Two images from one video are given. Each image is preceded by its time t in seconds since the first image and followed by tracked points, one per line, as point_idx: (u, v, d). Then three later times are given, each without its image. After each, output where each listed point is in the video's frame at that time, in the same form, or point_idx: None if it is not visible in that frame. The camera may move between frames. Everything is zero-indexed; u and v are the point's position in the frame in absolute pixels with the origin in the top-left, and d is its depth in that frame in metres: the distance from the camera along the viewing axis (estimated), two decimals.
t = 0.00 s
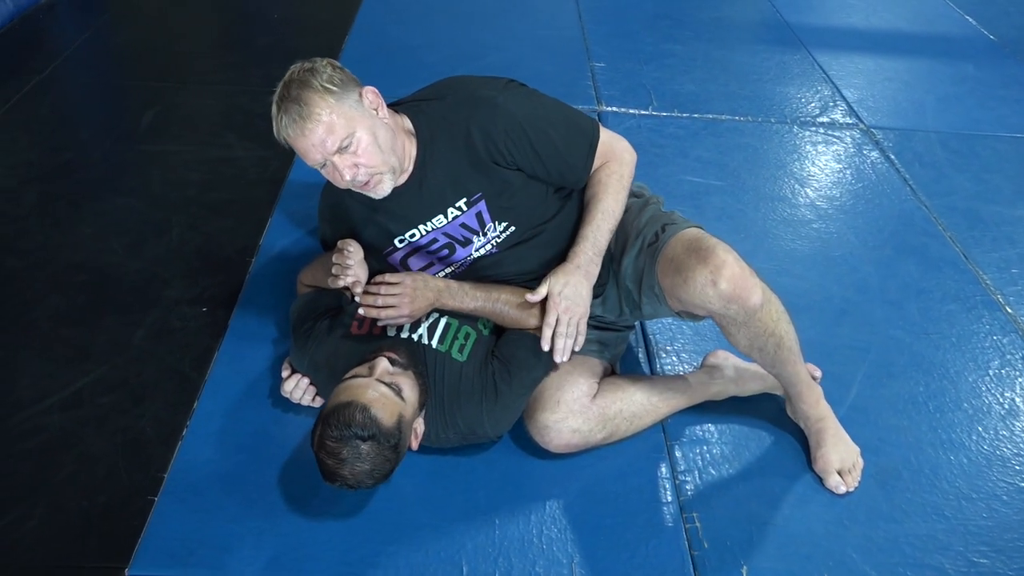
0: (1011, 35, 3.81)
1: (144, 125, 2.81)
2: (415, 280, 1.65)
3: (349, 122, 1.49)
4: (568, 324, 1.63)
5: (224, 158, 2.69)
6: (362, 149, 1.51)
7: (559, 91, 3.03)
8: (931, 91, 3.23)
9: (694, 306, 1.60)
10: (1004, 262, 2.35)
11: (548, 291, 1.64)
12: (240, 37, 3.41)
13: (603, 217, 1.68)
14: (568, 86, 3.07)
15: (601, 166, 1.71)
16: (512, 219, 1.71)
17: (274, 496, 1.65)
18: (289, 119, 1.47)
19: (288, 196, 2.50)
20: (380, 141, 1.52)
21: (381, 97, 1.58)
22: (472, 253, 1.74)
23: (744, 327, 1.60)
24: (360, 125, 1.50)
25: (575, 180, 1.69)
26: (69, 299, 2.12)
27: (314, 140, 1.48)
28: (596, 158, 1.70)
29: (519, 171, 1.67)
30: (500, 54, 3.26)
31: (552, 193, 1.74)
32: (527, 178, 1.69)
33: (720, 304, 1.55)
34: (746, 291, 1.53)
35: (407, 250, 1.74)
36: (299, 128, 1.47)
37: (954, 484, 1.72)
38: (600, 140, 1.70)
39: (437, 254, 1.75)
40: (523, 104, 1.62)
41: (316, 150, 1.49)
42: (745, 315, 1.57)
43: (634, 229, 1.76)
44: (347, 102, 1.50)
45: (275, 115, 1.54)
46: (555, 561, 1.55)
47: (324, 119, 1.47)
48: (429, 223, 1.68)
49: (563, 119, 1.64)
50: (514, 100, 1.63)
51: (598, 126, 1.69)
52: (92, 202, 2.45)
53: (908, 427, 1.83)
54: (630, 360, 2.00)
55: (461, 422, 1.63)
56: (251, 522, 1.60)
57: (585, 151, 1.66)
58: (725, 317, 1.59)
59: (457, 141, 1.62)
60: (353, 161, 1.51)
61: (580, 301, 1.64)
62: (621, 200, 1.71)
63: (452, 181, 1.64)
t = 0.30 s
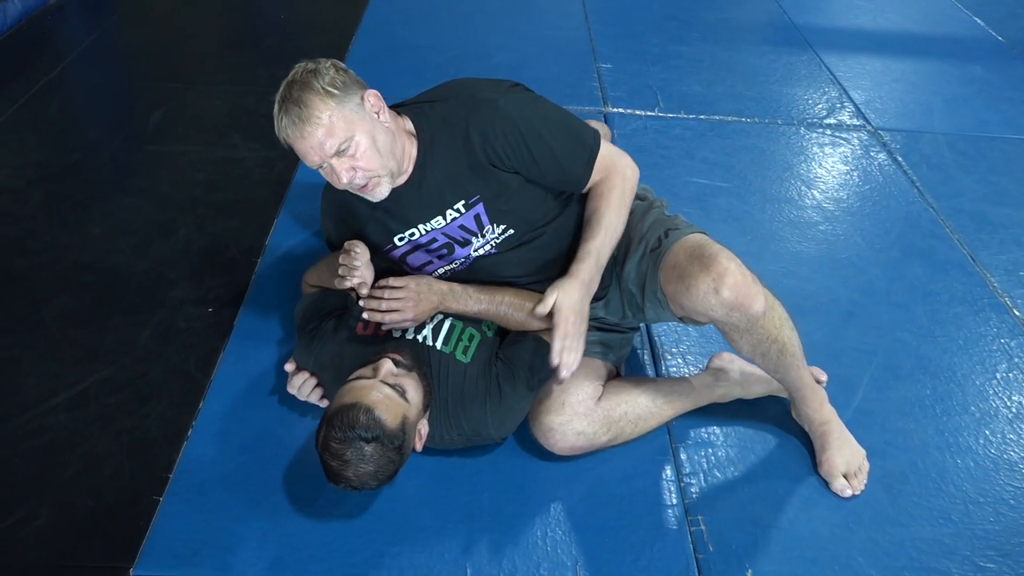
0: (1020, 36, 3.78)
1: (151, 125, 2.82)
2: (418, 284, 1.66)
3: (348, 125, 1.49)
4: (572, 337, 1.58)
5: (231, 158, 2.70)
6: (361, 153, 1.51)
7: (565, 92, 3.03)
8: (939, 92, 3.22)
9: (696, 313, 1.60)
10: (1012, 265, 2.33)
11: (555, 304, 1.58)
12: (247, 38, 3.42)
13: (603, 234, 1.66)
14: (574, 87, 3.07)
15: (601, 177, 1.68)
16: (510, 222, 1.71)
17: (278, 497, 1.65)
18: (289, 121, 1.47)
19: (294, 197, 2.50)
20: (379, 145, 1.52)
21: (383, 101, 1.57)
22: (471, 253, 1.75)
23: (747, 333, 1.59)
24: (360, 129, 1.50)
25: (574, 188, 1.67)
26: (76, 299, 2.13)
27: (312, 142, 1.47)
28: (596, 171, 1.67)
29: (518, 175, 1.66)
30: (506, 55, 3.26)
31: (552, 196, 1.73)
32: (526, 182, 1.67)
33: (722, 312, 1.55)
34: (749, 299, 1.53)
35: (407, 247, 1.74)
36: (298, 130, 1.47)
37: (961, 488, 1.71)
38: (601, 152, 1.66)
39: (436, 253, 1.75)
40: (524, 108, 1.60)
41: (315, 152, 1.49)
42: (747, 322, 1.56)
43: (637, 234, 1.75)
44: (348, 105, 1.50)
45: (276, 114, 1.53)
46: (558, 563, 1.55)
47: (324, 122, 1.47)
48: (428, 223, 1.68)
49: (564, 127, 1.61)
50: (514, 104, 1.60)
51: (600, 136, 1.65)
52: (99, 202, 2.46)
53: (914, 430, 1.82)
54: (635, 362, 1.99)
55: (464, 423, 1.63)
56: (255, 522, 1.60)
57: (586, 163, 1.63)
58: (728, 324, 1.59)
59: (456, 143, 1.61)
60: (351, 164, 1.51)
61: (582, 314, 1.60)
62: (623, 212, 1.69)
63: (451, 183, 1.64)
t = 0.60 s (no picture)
0: None
1: (158, 127, 2.83)
2: (423, 288, 1.67)
3: (350, 132, 1.49)
4: (558, 352, 1.62)
5: (237, 159, 2.71)
6: (361, 160, 1.51)
7: (571, 92, 3.02)
8: (947, 91, 3.20)
9: (700, 318, 1.60)
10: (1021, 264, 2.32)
11: (542, 316, 1.62)
12: (253, 39, 3.43)
13: (605, 249, 1.68)
14: (580, 87, 3.06)
15: (605, 189, 1.69)
16: (514, 228, 1.71)
17: (286, 497, 1.66)
18: (291, 124, 1.48)
19: (300, 198, 2.51)
20: (380, 153, 1.52)
21: (389, 107, 1.56)
22: (476, 256, 1.75)
23: (752, 338, 1.60)
24: (362, 137, 1.50)
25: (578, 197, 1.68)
26: (83, 300, 2.13)
27: (313, 147, 1.48)
28: (601, 181, 1.67)
29: (521, 183, 1.66)
30: (512, 55, 3.26)
31: (556, 202, 1.73)
32: (529, 190, 1.68)
33: (726, 318, 1.56)
34: (752, 305, 1.54)
35: (412, 250, 1.75)
36: (300, 134, 1.48)
37: (970, 488, 1.70)
38: (607, 162, 1.67)
39: (441, 257, 1.75)
40: (529, 115, 1.61)
41: (315, 157, 1.50)
42: (751, 327, 1.57)
43: (642, 238, 1.75)
44: (351, 111, 1.49)
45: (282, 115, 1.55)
46: (566, 564, 1.55)
47: (326, 127, 1.47)
48: (432, 228, 1.68)
49: (569, 138, 1.62)
50: (519, 113, 1.61)
51: (604, 146, 1.66)
52: (106, 204, 2.47)
53: (923, 430, 1.81)
54: (641, 362, 1.99)
55: (471, 424, 1.64)
56: (263, 522, 1.61)
57: (590, 174, 1.64)
58: (733, 329, 1.59)
59: (460, 150, 1.61)
60: (351, 171, 1.52)
61: (572, 330, 1.64)
62: (627, 221, 1.70)
63: (455, 190, 1.64)
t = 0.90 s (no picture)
0: None
1: (161, 126, 2.84)
2: (427, 288, 1.67)
3: (357, 121, 1.50)
4: (563, 350, 1.62)
5: (240, 159, 2.71)
6: (367, 149, 1.52)
7: (573, 92, 3.03)
8: (949, 91, 3.20)
9: (708, 313, 1.60)
10: None
11: (546, 315, 1.63)
12: (255, 39, 3.43)
13: (611, 246, 1.67)
14: (582, 87, 3.07)
15: (611, 187, 1.69)
16: (518, 224, 1.71)
17: (289, 497, 1.66)
18: (298, 111, 1.49)
19: (302, 198, 2.51)
20: (386, 143, 1.53)
21: (396, 101, 1.58)
22: (479, 255, 1.75)
23: (759, 333, 1.60)
24: (369, 127, 1.51)
25: (584, 194, 1.68)
26: (86, 300, 2.14)
27: (319, 134, 1.49)
28: (606, 178, 1.68)
29: (526, 179, 1.66)
30: (514, 56, 3.26)
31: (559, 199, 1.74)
32: (534, 186, 1.68)
33: (734, 313, 1.56)
34: (761, 299, 1.54)
35: (415, 248, 1.74)
36: (306, 121, 1.49)
37: (972, 489, 1.70)
38: (612, 159, 1.67)
39: (444, 255, 1.75)
40: (534, 111, 1.61)
41: (320, 145, 1.51)
42: (759, 322, 1.57)
43: (647, 234, 1.75)
44: (358, 101, 1.51)
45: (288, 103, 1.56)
46: (568, 564, 1.55)
47: (333, 115, 1.48)
48: (436, 225, 1.68)
49: (575, 134, 1.62)
50: (525, 110, 1.61)
51: (609, 142, 1.67)
52: (108, 203, 2.47)
53: (926, 431, 1.81)
54: (643, 363, 1.99)
55: (474, 424, 1.63)
56: (265, 522, 1.61)
57: (596, 171, 1.64)
58: (740, 324, 1.59)
59: (465, 147, 1.62)
60: (356, 160, 1.52)
61: (577, 328, 1.64)
62: (632, 217, 1.70)
63: (459, 185, 1.64)
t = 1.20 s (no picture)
0: None
1: (164, 125, 2.84)
2: (429, 289, 1.66)
3: (347, 123, 1.50)
4: (565, 342, 1.61)
5: (243, 158, 2.71)
6: (358, 151, 1.52)
7: (577, 92, 3.02)
8: (954, 93, 3.19)
9: (723, 315, 1.62)
10: None
11: (547, 309, 1.63)
12: (259, 38, 3.43)
13: (612, 238, 1.67)
14: (586, 87, 3.06)
15: (609, 178, 1.70)
16: (515, 223, 1.70)
17: (290, 496, 1.66)
18: (289, 114, 1.50)
19: (305, 197, 2.51)
20: (377, 145, 1.53)
21: (388, 103, 1.58)
22: (476, 255, 1.74)
23: (775, 335, 1.62)
24: (359, 129, 1.51)
25: (582, 188, 1.69)
26: (89, 298, 2.14)
27: (310, 137, 1.50)
28: (604, 169, 1.69)
29: (523, 176, 1.66)
30: (518, 55, 3.26)
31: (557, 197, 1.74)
32: (531, 184, 1.68)
33: (749, 314, 1.58)
34: (776, 300, 1.56)
35: (414, 250, 1.74)
36: (297, 124, 1.50)
37: (976, 492, 1.69)
38: (609, 152, 1.68)
39: (443, 256, 1.75)
40: (529, 109, 1.62)
41: (311, 147, 1.51)
42: (774, 323, 1.59)
43: (657, 235, 1.75)
44: (349, 103, 1.51)
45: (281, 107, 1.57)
46: (570, 564, 1.55)
47: (323, 118, 1.49)
48: (434, 225, 1.68)
49: (571, 127, 1.63)
50: (519, 107, 1.62)
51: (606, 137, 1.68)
52: (112, 201, 2.48)
53: (929, 433, 1.81)
54: (647, 363, 1.98)
55: (475, 424, 1.63)
56: (267, 521, 1.61)
57: (593, 163, 1.65)
58: (756, 326, 1.61)
59: (460, 148, 1.62)
60: (347, 162, 1.53)
61: (580, 319, 1.63)
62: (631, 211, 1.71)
63: (456, 186, 1.63)
